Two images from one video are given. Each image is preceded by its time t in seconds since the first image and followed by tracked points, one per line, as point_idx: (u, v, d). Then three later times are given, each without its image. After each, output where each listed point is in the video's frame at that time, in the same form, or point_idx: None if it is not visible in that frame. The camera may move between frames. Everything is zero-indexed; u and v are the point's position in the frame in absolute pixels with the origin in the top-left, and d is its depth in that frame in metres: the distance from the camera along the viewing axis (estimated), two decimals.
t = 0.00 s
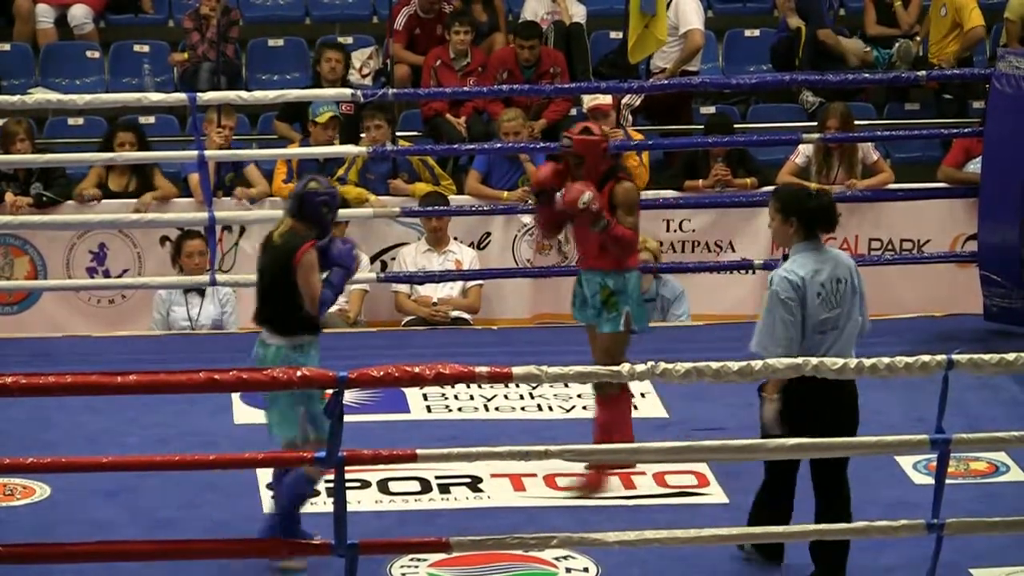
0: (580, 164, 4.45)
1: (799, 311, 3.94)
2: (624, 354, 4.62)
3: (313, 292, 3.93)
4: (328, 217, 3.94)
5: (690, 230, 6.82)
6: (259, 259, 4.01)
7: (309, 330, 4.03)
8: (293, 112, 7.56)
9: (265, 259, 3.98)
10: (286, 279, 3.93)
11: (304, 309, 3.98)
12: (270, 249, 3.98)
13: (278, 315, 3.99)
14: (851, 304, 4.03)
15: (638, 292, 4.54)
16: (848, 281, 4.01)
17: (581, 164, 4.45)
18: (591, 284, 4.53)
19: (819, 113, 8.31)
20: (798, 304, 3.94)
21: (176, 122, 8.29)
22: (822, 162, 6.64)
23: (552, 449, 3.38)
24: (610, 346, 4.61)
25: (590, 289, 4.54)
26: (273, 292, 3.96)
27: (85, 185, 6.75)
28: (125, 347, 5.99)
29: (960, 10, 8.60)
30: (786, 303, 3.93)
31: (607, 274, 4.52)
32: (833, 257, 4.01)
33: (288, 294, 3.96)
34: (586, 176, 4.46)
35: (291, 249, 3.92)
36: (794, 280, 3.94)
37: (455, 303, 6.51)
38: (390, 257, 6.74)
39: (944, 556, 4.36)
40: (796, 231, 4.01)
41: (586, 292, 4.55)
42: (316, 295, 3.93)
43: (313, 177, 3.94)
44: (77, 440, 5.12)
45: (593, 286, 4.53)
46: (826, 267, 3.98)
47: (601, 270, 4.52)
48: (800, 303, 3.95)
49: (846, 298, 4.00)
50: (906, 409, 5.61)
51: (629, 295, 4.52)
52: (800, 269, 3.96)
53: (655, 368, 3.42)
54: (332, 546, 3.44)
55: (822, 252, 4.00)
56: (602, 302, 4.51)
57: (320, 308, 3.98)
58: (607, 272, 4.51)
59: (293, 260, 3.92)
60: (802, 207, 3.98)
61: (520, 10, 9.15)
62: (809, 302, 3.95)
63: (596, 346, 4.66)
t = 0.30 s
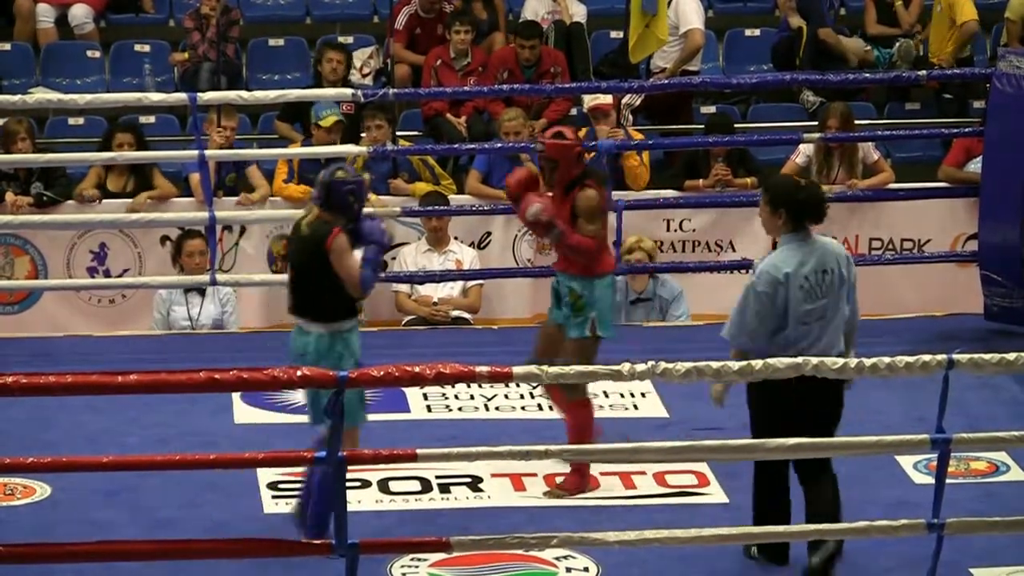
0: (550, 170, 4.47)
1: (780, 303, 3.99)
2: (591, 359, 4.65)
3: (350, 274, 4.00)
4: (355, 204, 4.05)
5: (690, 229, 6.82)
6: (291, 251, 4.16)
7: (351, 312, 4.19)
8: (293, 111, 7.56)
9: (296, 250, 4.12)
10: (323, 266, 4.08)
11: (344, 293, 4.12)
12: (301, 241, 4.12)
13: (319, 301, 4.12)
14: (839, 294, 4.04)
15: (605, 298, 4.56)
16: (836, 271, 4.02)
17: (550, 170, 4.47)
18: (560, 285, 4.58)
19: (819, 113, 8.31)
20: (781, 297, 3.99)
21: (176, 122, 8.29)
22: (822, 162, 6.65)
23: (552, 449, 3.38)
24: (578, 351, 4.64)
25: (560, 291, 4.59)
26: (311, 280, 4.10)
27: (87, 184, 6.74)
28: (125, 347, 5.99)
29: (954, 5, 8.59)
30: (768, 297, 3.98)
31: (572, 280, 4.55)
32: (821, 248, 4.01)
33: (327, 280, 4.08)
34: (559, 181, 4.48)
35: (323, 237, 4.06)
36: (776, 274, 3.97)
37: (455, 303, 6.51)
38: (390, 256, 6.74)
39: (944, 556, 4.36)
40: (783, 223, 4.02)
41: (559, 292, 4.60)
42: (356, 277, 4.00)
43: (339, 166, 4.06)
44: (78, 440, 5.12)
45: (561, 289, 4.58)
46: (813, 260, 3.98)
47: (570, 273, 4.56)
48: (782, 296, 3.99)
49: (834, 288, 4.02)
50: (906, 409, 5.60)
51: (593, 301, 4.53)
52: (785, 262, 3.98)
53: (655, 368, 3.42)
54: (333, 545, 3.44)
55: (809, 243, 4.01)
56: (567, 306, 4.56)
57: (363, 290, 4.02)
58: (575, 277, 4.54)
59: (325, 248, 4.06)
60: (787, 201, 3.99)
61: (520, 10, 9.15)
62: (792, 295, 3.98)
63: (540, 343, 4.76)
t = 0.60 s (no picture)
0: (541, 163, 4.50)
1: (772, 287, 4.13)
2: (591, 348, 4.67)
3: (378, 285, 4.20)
4: (386, 213, 4.16)
5: (691, 229, 6.82)
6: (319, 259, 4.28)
7: (377, 323, 4.31)
8: (293, 111, 7.56)
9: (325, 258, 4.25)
10: (352, 277, 4.22)
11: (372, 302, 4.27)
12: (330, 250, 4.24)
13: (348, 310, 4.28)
14: (835, 283, 4.18)
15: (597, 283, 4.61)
16: (831, 260, 4.15)
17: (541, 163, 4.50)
18: (552, 278, 4.58)
19: (820, 113, 8.31)
20: (774, 281, 4.13)
21: (177, 122, 8.29)
22: (822, 162, 6.63)
23: (553, 449, 3.38)
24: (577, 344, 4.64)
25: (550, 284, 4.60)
26: (339, 291, 4.25)
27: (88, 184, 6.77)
28: (125, 346, 5.99)
29: None
30: (762, 279, 4.12)
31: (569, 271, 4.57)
32: (817, 236, 4.15)
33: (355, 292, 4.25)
34: (549, 174, 4.52)
35: (353, 249, 4.19)
36: (771, 258, 4.11)
37: (456, 303, 6.52)
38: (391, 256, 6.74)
39: (945, 556, 4.36)
40: (780, 209, 4.16)
41: (544, 286, 4.61)
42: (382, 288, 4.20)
43: (371, 175, 4.14)
44: (78, 440, 5.12)
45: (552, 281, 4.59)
46: (808, 247, 4.12)
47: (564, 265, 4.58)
48: (776, 281, 4.13)
49: (829, 277, 4.15)
50: (906, 409, 5.60)
51: (590, 287, 4.58)
52: (781, 248, 4.12)
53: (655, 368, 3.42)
54: (333, 545, 3.44)
55: (805, 231, 4.15)
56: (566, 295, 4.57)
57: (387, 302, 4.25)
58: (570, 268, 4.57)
59: (354, 259, 4.20)
60: (785, 188, 4.13)
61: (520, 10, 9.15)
62: (785, 281, 4.12)
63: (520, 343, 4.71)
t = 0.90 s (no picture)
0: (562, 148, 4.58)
1: (805, 281, 4.10)
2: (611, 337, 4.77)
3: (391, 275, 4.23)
4: (395, 202, 4.21)
5: (690, 228, 6.82)
6: (324, 249, 4.29)
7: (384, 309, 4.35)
8: (292, 110, 7.56)
9: (333, 248, 4.26)
10: (363, 266, 4.25)
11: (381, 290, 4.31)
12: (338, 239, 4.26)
13: (358, 300, 4.30)
14: (859, 275, 4.18)
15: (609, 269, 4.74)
16: (856, 253, 4.16)
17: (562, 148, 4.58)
18: (572, 266, 4.66)
19: (819, 111, 8.31)
20: (806, 275, 4.11)
21: (176, 120, 8.29)
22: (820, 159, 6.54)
23: (551, 447, 3.38)
24: (599, 333, 4.75)
25: (566, 270, 4.67)
26: (351, 280, 4.26)
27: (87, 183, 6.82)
28: (125, 344, 5.99)
29: None
30: (794, 273, 4.09)
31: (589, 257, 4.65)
32: (842, 229, 4.16)
33: (366, 281, 4.27)
34: (569, 157, 4.59)
35: (365, 238, 4.22)
36: (802, 251, 4.09)
37: (455, 301, 6.51)
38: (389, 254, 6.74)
39: (944, 554, 4.35)
40: (807, 202, 4.14)
41: (557, 272, 4.70)
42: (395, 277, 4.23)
43: (379, 166, 4.20)
44: (78, 438, 5.12)
45: (568, 267, 4.67)
46: (836, 239, 4.13)
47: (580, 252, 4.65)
48: (806, 274, 4.11)
49: (853, 269, 4.16)
50: (905, 407, 5.60)
51: (608, 272, 4.70)
52: (810, 241, 4.11)
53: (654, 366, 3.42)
54: (332, 542, 3.45)
55: (831, 224, 4.15)
56: (589, 282, 4.66)
57: (401, 291, 4.27)
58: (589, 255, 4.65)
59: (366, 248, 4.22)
60: (813, 180, 4.11)
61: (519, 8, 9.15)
62: (816, 273, 4.10)
63: (533, 326, 4.80)
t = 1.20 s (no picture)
0: (578, 131, 4.71)
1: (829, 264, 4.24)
2: (625, 322, 4.87)
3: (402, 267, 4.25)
4: (399, 197, 4.27)
5: (690, 227, 6.82)
6: (332, 247, 4.29)
7: (393, 305, 4.36)
8: (293, 110, 7.56)
9: (344, 244, 4.27)
10: (375, 260, 4.26)
11: (391, 285, 4.32)
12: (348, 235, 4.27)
13: (368, 297, 4.30)
14: (874, 256, 4.34)
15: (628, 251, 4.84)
16: (871, 235, 4.33)
17: (579, 130, 4.71)
18: (585, 247, 4.80)
19: (820, 112, 8.31)
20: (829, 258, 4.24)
21: (176, 120, 8.29)
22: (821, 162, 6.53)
23: (552, 446, 3.38)
24: (611, 315, 4.86)
25: (581, 251, 4.81)
26: (364, 274, 4.27)
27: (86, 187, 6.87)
28: (125, 344, 6.00)
29: None
30: (819, 257, 4.22)
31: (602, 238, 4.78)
32: (858, 212, 4.31)
33: (376, 277, 4.28)
34: (586, 140, 4.72)
35: (377, 232, 4.25)
36: (824, 236, 4.23)
37: (455, 301, 6.52)
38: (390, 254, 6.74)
39: (945, 554, 4.35)
40: (826, 186, 4.28)
41: (575, 252, 4.84)
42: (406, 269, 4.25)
43: (382, 163, 4.25)
44: (79, 438, 5.12)
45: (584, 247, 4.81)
46: (855, 222, 4.28)
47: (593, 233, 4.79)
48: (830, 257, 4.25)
49: (870, 251, 4.32)
50: (906, 407, 5.60)
51: (623, 255, 4.81)
52: (832, 225, 4.25)
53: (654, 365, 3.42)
54: (333, 542, 3.45)
55: (848, 207, 4.30)
56: (600, 264, 4.79)
57: (413, 285, 4.30)
58: (601, 237, 4.78)
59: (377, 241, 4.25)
60: (833, 165, 4.25)
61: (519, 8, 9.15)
62: (838, 256, 4.25)
63: (555, 310, 4.95)
